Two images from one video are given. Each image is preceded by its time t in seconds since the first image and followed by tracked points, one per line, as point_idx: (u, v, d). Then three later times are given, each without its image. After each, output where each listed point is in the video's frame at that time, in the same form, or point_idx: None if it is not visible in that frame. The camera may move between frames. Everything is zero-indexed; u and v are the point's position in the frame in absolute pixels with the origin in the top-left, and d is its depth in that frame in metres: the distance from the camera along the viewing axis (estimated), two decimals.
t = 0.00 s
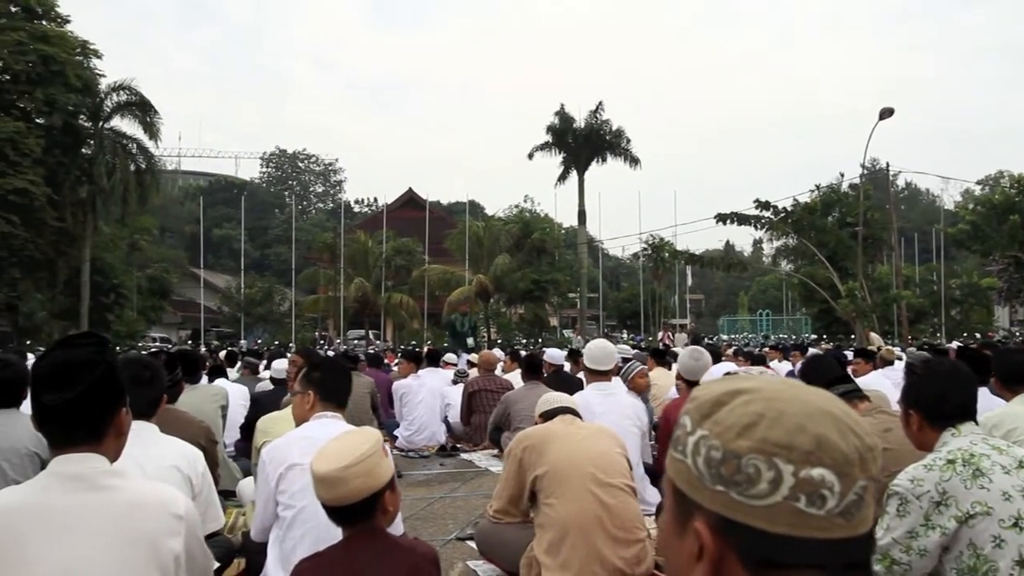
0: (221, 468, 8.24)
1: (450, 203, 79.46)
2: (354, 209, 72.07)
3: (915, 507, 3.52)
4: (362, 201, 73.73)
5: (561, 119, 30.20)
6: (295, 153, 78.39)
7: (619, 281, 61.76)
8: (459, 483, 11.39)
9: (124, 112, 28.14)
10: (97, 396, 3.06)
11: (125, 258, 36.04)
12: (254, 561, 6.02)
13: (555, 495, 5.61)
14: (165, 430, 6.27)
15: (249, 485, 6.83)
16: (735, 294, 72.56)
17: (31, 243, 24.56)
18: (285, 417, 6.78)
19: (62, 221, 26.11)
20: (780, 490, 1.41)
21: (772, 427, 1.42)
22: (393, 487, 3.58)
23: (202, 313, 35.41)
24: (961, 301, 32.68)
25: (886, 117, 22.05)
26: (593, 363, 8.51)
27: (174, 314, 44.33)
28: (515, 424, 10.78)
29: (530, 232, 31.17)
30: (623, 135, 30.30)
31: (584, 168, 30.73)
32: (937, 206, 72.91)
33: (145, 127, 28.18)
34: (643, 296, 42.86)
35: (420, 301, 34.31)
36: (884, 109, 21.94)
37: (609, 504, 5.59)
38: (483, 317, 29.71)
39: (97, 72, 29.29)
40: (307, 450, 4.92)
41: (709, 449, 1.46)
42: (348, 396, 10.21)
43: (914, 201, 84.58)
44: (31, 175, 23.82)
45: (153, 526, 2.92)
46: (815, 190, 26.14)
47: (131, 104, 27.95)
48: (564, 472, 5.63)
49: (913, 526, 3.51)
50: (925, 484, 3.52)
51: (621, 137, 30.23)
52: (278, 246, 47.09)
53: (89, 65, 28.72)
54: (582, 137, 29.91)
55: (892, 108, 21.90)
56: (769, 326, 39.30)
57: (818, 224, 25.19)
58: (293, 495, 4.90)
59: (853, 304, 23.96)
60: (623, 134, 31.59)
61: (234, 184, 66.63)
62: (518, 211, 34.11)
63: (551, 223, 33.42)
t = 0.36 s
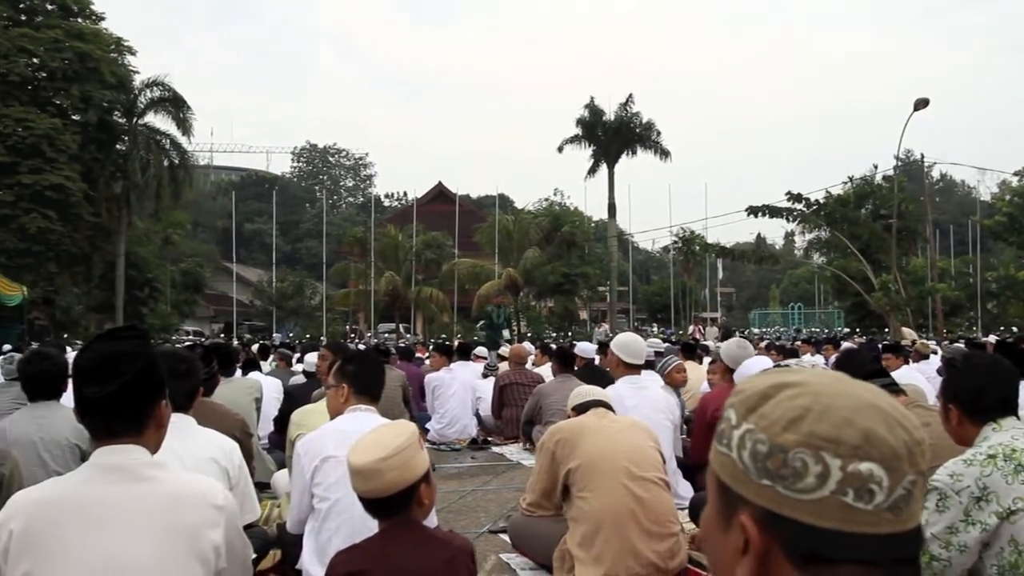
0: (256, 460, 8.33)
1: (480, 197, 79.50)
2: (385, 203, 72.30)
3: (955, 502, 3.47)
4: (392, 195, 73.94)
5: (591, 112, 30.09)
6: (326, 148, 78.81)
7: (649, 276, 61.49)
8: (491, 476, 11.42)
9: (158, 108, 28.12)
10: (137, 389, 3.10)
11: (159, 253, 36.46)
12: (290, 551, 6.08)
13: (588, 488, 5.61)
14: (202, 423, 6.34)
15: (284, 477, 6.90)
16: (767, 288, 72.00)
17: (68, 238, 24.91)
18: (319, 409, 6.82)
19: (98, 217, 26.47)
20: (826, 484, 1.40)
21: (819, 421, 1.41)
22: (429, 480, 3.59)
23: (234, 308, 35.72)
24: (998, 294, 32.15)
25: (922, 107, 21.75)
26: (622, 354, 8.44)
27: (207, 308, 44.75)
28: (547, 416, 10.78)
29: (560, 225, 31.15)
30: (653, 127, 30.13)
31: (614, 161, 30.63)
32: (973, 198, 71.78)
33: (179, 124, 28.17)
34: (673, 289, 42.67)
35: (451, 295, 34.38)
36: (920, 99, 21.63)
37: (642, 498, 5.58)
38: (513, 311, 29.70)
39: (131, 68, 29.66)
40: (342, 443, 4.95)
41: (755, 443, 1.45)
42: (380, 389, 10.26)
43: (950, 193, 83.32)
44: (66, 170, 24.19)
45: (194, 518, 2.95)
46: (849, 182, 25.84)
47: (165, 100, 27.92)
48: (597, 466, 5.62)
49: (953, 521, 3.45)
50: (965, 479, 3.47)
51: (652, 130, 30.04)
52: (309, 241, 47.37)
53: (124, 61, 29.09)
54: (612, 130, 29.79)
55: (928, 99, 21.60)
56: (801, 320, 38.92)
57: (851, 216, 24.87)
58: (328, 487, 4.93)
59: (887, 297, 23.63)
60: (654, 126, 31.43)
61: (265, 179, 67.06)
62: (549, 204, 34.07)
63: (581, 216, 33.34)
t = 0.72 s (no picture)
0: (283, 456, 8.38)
1: (504, 195, 79.52)
2: (409, 201, 72.46)
3: (987, 504, 3.42)
4: (417, 194, 74.10)
5: (616, 110, 30.01)
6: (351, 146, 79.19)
7: (674, 274, 61.23)
8: (516, 474, 11.43)
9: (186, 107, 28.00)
10: (169, 386, 3.13)
11: (186, 250, 36.78)
12: (318, 547, 6.13)
13: (615, 486, 5.60)
14: (231, 418, 6.39)
15: (311, 473, 6.94)
16: (794, 287, 71.50)
17: (97, 236, 25.18)
18: (347, 407, 6.86)
19: (127, 214, 26.74)
20: (865, 485, 1.39)
21: (857, 420, 1.41)
22: (457, 477, 3.60)
23: (260, 305, 35.96)
24: None
25: (951, 105, 21.51)
26: (649, 352, 8.42)
27: (234, 305, 45.07)
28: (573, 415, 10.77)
29: (585, 223, 31.10)
30: (679, 126, 30.00)
31: (639, 160, 30.54)
32: (1004, 197, 70.90)
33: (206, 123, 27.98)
34: (698, 288, 42.49)
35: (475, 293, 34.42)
36: (950, 96, 21.40)
37: (669, 497, 5.56)
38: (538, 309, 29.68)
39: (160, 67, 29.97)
40: (370, 440, 4.97)
41: (792, 443, 1.45)
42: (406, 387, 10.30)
43: (980, 191, 82.31)
44: (95, 169, 24.48)
45: (226, 513, 2.99)
46: (877, 180, 25.59)
47: (192, 98, 27.85)
48: (622, 465, 5.61)
49: (986, 522, 3.39)
50: (997, 481, 3.43)
51: (678, 128, 29.89)
52: (335, 239, 47.60)
53: (153, 61, 29.42)
54: (638, 128, 29.71)
55: (958, 96, 21.36)
56: (828, 319, 38.61)
57: (879, 215, 24.62)
58: (356, 484, 4.95)
59: (916, 297, 23.38)
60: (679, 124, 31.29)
61: (291, 177, 67.43)
62: (573, 202, 34.01)
63: (606, 215, 33.25)
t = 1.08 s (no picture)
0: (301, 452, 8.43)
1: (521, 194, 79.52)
2: (426, 199, 72.51)
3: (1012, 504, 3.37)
4: (434, 192, 74.17)
5: (633, 108, 29.94)
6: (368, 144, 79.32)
7: (691, 272, 61.02)
8: (533, 472, 11.44)
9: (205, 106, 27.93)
10: (193, 381, 3.16)
11: (204, 248, 36.99)
12: (337, 544, 6.15)
13: (634, 486, 5.59)
14: (250, 415, 6.42)
15: (330, 469, 6.96)
16: (812, 285, 71.11)
17: (116, 234, 25.35)
18: (365, 404, 6.88)
19: (145, 212, 26.92)
20: (894, 483, 1.39)
21: (886, 418, 1.40)
22: (478, 474, 3.60)
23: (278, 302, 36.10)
24: None
25: (972, 102, 21.36)
26: (667, 351, 8.36)
27: (252, 302, 45.27)
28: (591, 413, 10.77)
29: (601, 221, 31.08)
30: (697, 123, 29.90)
31: (656, 158, 30.48)
32: None
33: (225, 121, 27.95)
34: (716, 286, 42.31)
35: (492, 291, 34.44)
36: (970, 94, 21.24)
37: (688, 496, 5.55)
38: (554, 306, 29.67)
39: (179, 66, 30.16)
40: (389, 437, 4.98)
41: (820, 441, 1.44)
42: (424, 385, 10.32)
43: (1001, 189, 81.61)
44: (115, 167, 24.67)
45: (249, 509, 3.01)
46: (896, 178, 25.42)
47: (211, 97, 27.84)
48: (640, 464, 5.60)
49: (1010, 522, 3.32)
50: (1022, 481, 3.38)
51: (695, 126, 29.78)
52: (352, 237, 47.74)
53: (172, 59, 29.62)
54: (655, 125, 29.63)
55: (978, 93, 21.20)
56: (846, 318, 38.37)
57: (898, 213, 24.43)
58: (375, 480, 4.96)
59: (936, 295, 23.19)
60: (696, 122, 31.20)
61: (308, 174, 67.66)
62: (590, 200, 33.98)
63: (623, 213, 33.18)
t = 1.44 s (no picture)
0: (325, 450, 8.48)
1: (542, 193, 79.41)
2: (447, 198, 72.54)
3: None
4: (455, 191, 74.19)
5: (655, 106, 29.81)
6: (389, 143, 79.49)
7: (713, 271, 60.72)
8: (556, 471, 11.43)
9: (228, 106, 27.97)
10: (223, 379, 3.18)
11: (227, 247, 37.22)
12: (361, 541, 6.18)
13: (658, 484, 5.57)
14: (274, 412, 6.46)
15: (354, 467, 6.99)
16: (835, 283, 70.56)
17: (141, 234, 25.54)
18: (388, 402, 6.90)
19: (169, 212, 27.11)
20: (930, 480, 1.38)
21: (922, 414, 1.39)
22: (503, 472, 3.60)
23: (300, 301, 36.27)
24: None
25: (998, 98, 21.11)
26: (691, 349, 8.36)
27: (274, 302, 45.49)
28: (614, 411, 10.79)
29: (623, 220, 30.99)
30: (719, 122, 29.75)
31: (678, 157, 30.34)
32: None
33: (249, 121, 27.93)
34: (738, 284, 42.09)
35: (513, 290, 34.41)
36: (996, 90, 21.00)
37: (712, 494, 5.53)
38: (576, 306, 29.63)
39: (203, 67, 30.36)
40: (413, 436, 4.99)
41: (854, 438, 1.44)
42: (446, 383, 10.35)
43: None
44: (140, 167, 24.86)
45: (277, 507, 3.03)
46: (921, 176, 25.15)
47: (234, 97, 27.78)
48: (664, 462, 5.59)
49: None
50: None
51: (717, 124, 29.62)
52: (373, 236, 47.87)
53: (195, 60, 29.81)
54: (676, 124, 29.49)
55: (1005, 90, 20.96)
56: (870, 317, 38.03)
57: (922, 211, 24.17)
58: (399, 478, 4.97)
59: (962, 294, 22.93)
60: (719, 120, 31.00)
61: (329, 174, 67.86)
62: (611, 199, 33.86)
63: (644, 212, 33.06)
